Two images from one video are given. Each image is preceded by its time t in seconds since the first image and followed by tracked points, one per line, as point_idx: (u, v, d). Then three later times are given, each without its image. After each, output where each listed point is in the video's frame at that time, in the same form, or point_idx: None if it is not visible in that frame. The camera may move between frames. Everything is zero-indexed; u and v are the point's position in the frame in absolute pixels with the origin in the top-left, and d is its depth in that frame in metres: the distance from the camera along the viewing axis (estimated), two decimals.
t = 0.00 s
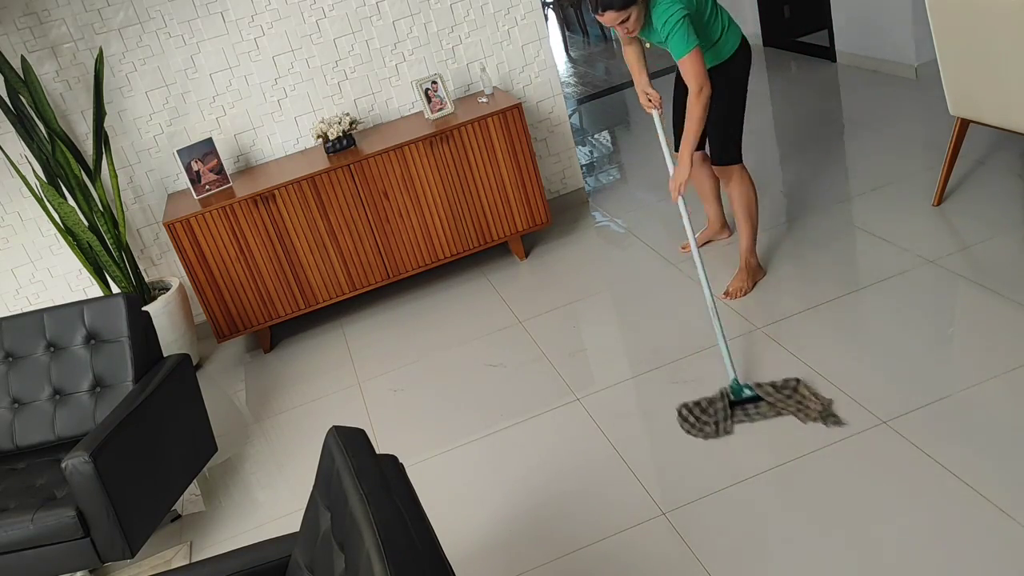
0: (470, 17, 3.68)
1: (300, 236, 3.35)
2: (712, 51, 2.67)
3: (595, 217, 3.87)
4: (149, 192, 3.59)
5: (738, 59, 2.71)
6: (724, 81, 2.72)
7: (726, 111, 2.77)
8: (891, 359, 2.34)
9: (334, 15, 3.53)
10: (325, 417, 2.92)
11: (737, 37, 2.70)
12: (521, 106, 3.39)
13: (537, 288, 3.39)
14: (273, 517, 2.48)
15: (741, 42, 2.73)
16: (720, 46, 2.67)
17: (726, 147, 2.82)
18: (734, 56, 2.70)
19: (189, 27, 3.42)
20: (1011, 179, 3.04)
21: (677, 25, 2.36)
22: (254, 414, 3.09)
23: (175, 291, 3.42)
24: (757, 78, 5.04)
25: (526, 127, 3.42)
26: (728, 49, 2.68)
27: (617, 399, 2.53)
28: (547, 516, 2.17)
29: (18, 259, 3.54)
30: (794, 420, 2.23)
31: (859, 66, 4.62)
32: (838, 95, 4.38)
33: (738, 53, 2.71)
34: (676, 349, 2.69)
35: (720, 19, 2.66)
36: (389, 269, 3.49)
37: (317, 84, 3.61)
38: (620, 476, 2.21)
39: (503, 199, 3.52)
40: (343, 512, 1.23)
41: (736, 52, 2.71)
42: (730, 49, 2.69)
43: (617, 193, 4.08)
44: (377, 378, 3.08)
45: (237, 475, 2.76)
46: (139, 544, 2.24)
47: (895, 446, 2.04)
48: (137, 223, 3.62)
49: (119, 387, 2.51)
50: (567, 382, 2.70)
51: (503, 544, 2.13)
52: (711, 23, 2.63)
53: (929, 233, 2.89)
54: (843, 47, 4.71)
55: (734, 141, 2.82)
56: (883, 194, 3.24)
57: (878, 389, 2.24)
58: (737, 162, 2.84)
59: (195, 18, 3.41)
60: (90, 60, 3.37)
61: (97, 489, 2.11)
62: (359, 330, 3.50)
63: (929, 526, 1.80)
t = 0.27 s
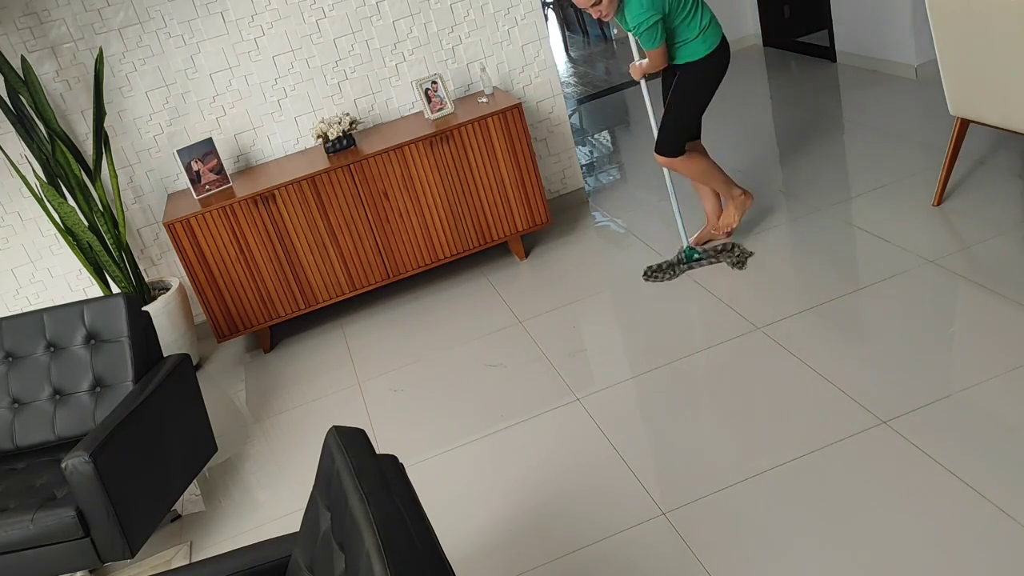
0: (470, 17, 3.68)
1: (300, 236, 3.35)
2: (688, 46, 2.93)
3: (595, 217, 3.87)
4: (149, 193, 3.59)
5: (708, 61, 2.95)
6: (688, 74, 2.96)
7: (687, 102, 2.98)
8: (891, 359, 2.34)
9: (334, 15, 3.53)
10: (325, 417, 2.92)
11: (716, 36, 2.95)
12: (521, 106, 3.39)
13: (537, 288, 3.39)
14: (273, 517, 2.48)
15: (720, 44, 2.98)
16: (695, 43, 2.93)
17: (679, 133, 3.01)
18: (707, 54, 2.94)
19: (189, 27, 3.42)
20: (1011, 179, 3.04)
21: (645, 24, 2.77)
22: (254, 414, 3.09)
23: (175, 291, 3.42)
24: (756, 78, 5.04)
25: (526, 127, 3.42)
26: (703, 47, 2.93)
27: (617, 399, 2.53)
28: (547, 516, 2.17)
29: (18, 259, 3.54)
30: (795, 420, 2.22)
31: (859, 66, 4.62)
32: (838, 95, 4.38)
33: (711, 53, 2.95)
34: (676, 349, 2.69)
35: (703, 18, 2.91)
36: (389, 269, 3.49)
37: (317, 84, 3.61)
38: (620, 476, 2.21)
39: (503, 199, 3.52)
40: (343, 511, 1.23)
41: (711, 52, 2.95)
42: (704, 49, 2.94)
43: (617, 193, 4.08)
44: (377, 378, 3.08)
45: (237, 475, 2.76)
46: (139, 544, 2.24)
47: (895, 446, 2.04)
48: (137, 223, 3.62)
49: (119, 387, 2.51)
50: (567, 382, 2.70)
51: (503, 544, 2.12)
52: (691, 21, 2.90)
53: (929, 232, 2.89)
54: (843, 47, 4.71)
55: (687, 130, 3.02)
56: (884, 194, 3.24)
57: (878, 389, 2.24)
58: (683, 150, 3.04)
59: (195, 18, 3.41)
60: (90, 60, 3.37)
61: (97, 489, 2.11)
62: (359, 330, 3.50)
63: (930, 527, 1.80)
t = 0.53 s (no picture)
0: (470, 17, 3.68)
1: (300, 236, 3.35)
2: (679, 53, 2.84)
3: (595, 217, 3.87)
4: (149, 192, 3.59)
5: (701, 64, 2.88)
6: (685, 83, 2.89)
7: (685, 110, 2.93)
8: (891, 359, 2.34)
9: (334, 15, 3.53)
10: (325, 417, 2.92)
11: (702, 41, 2.88)
12: (521, 106, 3.39)
13: (537, 288, 3.39)
14: (274, 517, 2.48)
15: (708, 48, 2.90)
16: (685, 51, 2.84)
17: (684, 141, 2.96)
18: (699, 60, 2.87)
19: (189, 27, 3.42)
20: (1011, 179, 3.04)
21: (631, 31, 2.52)
22: (254, 414, 3.10)
23: (175, 291, 3.42)
24: (756, 78, 5.04)
25: (526, 127, 3.42)
26: (692, 53, 2.86)
27: (617, 399, 2.53)
28: (547, 515, 2.17)
29: (18, 259, 3.54)
30: (794, 420, 2.23)
31: (859, 66, 4.62)
32: (838, 95, 4.38)
33: (702, 57, 2.88)
34: (676, 349, 2.69)
35: (686, 23, 2.83)
36: (389, 269, 3.49)
37: (317, 84, 3.61)
38: (620, 476, 2.22)
39: (503, 199, 3.52)
40: (343, 512, 1.23)
41: (699, 56, 2.88)
42: (693, 54, 2.86)
43: (617, 193, 4.08)
44: (377, 378, 3.08)
45: (237, 475, 2.76)
46: (139, 544, 2.24)
47: (895, 446, 2.04)
48: (137, 223, 3.62)
49: (119, 387, 2.51)
50: (567, 382, 2.70)
51: (503, 544, 2.13)
52: (675, 28, 2.80)
53: (929, 232, 2.89)
54: (843, 47, 4.71)
55: (692, 138, 2.97)
56: (884, 194, 3.24)
57: (878, 389, 2.25)
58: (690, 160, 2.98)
59: (195, 19, 3.41)
60: (90, 60, 3.37)
61: (97, 489, 2.11)
62: (359, 330, 3.50)
63: (929, 527, 1.80)
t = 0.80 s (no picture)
0: (470, 17, 3.68)
1: (300, 236, 3.35)
2: (670, 55, 2.85)
3: (595, 217, 3.87)
4: (149, 192, 3.59)
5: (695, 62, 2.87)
6: (679, 84, 2.89)
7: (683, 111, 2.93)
8: (891, 358, 2.34)
9: (334, 15, 3.53)
10: (325, 417, 2.92)
11: (697, 38, 2.88)
12: (521, 106, 3.39)
13: (537, 288, 3.39)
14: (273, 517, 2.48)
15: (703, 46, 2.90)
16: (677, 52, 2.85)
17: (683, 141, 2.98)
18: (694, 59, 2.86)
19: (189, 27, 3.42)
20: (1011, 179, 3.04)
21: (614, 34, 2.50)
22: (254, 414, 3.10)
23: (175, 291, 3.42)
24: (756, 78, 5.04)
25: (526, 127, 3.42)
26: (685, 53, 2.85)
27: (617, 399, 2.53)
28: (547, 515, 2.17)
29: (18, 259, 3.54)
30: (794, 420, 2.23)
31: (859, 66, 4.62)
32: (838, 95, 4.37)
33: (697, 56, 2.87)
34: (676, 349, 2.69)
35: (677, 22, 2.83)
36: (389, 269, 3.49)
37: (317, 84, 3.61)
38: (620, 476, 2.22)
39: (503, 199, 3.52)
40: (343, 512, 1.23)
41: (693, 54, 2.87)
42: (686, 54, 2.85)
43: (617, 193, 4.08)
44: (377, 378, 3.08)
45: (237, 475, 2.76)
46: (139, 545, 2.24)
47: (895, 446, 2.04)
48: (137, 223, 3.62)
49: (119, 387, 2.51)
50: (567, 382, 2.70)
51: (503, 544, 2.12)
52: (665, 29, 2.80)
53: (929, 232, 2.89)
54: (843, 47, 4.71)
55: (692, 138, 2.99)
56: (884, 194, 3.24)
57: (878, 389, 2.25)
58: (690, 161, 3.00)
59: (195, 19, 3.41)
60: (90, 60, 3.37)
61: (97, 489, 2.11)
62: (359, 330, 3.50)
63: (929, 526, 1.80)
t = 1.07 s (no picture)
0: (469, 17, 3.68)
1: (300, 236, 3.35)
2: (659, 44, 2.99)
3: (595, 217, 3.87)
4: (149, 192, 3.59)
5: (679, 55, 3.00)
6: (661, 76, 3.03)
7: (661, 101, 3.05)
8: (891, 359, 2.34)
9: (334, 15, 3.53)
10: (325, 417, 2.92)
11: (689, 33, 3.01)
12: (521, 106, 3.39)
13: (537, 288, 3.39)
14: (273, 517, 2.48)
15: (694, 41, 3.03)
16: (668, 42, 2.98)
17: (653, 130, 3.09)
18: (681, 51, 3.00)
19: (189, 28, 3.42)
20: (1011, 179, 3.04)
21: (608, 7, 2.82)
22: (254, 414, 3.09)
23: (175, 291, 3.42)
24: (756, 78, 5.04)
25: (526, 127, 3.42)
26: (673, 45, 2.99)
27: (617, 399, 2.53)
28: (547, 515, 2.17)
29: (18, 259, 3.54)
30: (795, 420, 2.22)
31: (859, 66, 4.62)
32: (838, 95, 4.37)
33: (684, 50, 3.00)
34: (676, 349, 2.69)
35: (673, 14, 2.98)
36: (389, 269, 3.49)
37: (317, 84, 3.61)
38: (620, 476, 2.22)
39: (503, 199, 3.52)
40: (343, 511, 1.23)
41: (682, 48, 3.00)
42: (674, 46, 2.99)
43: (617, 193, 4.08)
44: (377, 378, 3.08)
45: (237, 475, 2.76)
46: (139, 545, 2.24)
47: (895, 446, 2.04)
48: (137, 223, 3.62)
49: (119, 387, 2.51)
50: (567, 382, 2.70)
51: (503, 544, 2.12)
52: (661, 18, 2.96)
53: (929, 232, 2.89)
54: (843, 47, 4.71)
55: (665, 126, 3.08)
56: (884, 194, 3.24)
57: (878, 389, 2.24)
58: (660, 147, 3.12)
59: (194, 19, 3.41)
60: (90, 60, 3.37)
61: (97, 489, 2.11)
62: (359, 330, 3.50)
63: (930, 527, 1.80)
